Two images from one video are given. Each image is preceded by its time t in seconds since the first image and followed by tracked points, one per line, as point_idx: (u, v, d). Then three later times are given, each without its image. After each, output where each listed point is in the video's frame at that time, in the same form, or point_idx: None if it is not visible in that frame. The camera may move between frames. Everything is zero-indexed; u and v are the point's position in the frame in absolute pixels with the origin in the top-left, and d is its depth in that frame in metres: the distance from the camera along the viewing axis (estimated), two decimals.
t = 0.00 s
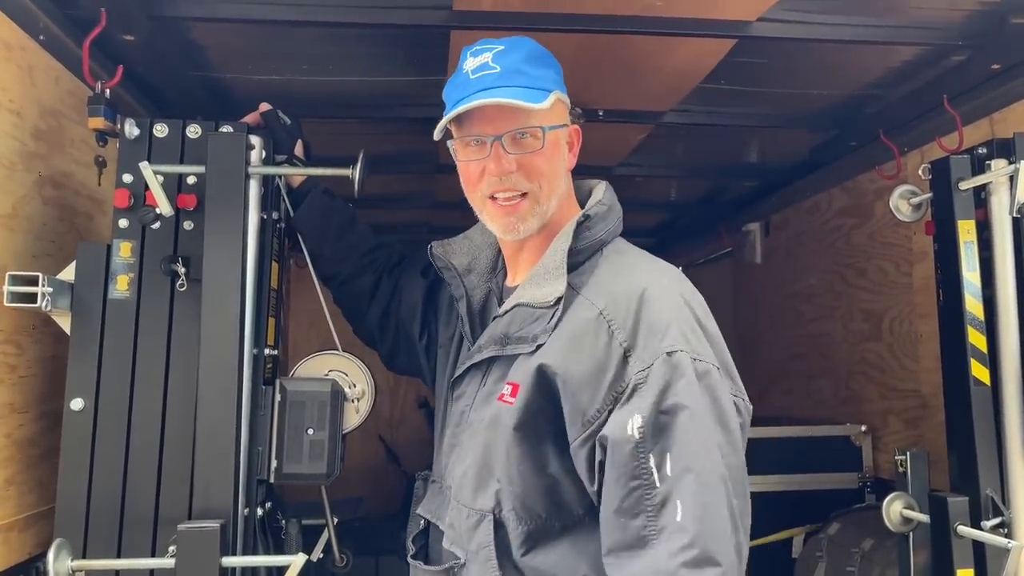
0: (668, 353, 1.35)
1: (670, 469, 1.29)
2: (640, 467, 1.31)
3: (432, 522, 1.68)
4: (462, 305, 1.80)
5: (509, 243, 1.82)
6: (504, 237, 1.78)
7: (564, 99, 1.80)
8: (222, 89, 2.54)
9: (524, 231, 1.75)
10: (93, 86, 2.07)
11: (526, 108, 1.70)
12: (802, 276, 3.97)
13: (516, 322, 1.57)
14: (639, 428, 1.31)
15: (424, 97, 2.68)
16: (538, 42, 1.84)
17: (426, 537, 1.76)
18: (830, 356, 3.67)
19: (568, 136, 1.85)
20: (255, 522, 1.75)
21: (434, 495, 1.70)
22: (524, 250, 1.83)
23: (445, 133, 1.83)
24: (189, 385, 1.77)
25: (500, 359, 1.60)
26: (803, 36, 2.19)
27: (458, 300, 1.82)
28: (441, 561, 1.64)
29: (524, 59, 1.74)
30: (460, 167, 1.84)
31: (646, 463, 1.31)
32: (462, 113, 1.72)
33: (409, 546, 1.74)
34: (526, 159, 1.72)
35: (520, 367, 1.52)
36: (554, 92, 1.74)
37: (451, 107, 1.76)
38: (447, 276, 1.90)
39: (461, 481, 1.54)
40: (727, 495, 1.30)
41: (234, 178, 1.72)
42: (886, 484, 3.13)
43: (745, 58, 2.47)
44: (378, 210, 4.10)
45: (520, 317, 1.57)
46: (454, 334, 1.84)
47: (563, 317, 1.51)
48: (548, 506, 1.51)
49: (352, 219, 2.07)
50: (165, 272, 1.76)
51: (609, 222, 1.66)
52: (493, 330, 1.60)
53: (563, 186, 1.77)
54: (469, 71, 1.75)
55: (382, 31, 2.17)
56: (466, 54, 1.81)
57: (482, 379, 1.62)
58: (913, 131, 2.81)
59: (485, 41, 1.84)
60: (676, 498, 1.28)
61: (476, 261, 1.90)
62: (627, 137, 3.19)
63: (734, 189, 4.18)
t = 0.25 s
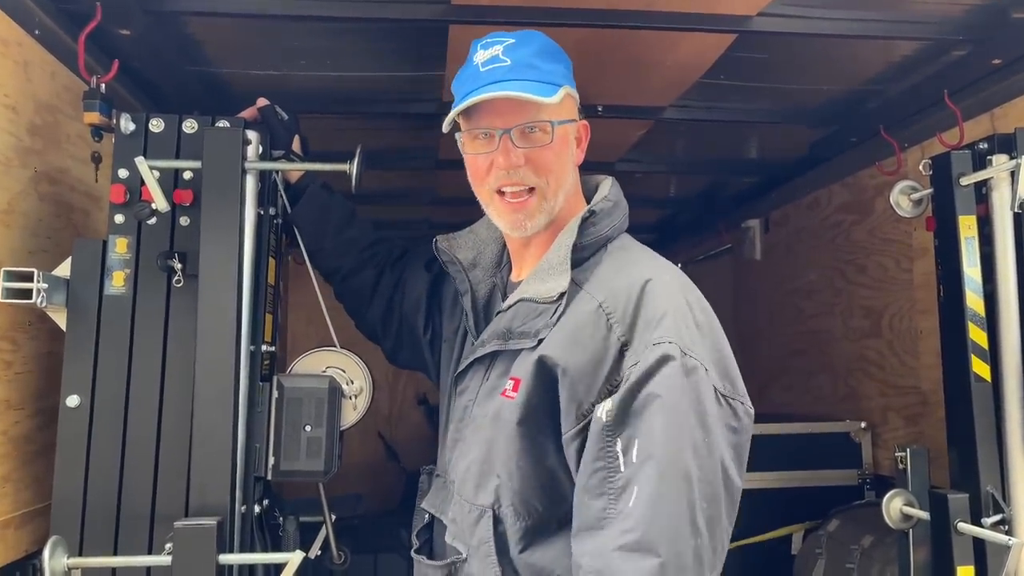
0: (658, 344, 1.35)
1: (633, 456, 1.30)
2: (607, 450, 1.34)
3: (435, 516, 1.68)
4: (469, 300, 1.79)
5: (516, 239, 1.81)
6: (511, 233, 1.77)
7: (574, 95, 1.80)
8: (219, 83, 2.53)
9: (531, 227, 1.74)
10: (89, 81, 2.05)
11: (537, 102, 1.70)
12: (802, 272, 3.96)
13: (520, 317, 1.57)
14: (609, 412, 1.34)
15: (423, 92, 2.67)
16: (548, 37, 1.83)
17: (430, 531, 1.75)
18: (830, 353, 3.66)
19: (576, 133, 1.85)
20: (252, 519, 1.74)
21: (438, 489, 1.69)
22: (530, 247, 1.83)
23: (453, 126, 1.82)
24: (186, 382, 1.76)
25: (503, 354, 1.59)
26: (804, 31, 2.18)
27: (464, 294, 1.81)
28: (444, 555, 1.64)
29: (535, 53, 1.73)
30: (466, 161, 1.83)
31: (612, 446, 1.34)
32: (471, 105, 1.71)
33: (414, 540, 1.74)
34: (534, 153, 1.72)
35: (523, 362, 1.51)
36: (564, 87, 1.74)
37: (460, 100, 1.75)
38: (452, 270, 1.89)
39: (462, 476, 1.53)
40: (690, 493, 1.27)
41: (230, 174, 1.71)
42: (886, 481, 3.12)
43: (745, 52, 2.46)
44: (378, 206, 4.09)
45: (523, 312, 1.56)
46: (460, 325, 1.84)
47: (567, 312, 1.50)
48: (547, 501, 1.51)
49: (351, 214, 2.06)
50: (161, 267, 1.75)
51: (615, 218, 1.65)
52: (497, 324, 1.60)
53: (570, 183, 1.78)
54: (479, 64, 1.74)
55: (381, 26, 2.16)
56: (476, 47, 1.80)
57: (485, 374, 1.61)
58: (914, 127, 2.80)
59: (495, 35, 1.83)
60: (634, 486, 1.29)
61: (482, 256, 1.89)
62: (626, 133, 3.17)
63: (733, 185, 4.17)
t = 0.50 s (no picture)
0: (692, 310, 1.30)
1: (683, 423, 1.26)
2: (652, 419, 1.28)
3: (436, 482, 1.63)
4: (472, 262, 1.74)
5: (527, 197, 1.77)
6: (523, 189, 1.73)
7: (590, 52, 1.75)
8: (205, 36, 2.44)
9: (545, 184, 1.71)
10: (69, 28, 1.97)
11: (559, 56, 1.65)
12: (796, 246, 3.93)
13: (536, 276, 1.52)
14: (654, 380, 1.28)
15: (416, 51, 2.59)
16: None
17: (427, 498, 1.71)
18: (823, 327, 3.64)
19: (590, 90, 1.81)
20: (237, 485, 1.70)
21: (438, 454, 1.65)
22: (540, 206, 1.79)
23: (465, 78, 1.76)
24: (169, 342, 1.70)
25: (516, 316, 1.55)
26: None
27: (468, 254, 1.77)
28: (449, 522, 1.59)
29: (556, 7, 1.68)
30: (477, 113, 1.77)
31: (658, 415, 1.28)
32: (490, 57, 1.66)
33: (411, 505, 1.69)
34: (552, 109, 1.67)
35: (545, 323, 1.47)
36: (584, 42, 1.69)
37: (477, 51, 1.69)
38: (455, 228, 1.84)
39: (478, 440, 1.49)
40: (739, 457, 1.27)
41: (215, 126, 1.63)
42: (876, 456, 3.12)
43: (749, 16, 2.40)
44: (367, 171, 4.01)
45: (541, 272, 1.52)
46: (457, 284, 1.78)
47: (590, 273, 1.46)
48: (568, 467, 1.47)
49: (341, 173, 1.99)
50: (143, 223, 1.67)
51: (630, 178, 1.62)
52: (511, 285, 1.55)
53: (584, 140, 1.74)
54: (498, 15, 1.69)
55: None
56: None
57: (494, 338, 1.58)
58: (917, 97, 2.75)
59: None
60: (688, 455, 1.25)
61: (484, 215, 1.84)
62: (623, 98, 3.11)
63: (729, 156, 4.12)
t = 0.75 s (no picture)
0: (715, 316, 1.32)
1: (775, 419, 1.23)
2: (745, 419, 1.22)
3: (431, 485, 1.64)
4: (468, 263, 1.74)
5: (525, 198, 1.77)
6: (520, 190, 1.73)
7: (592, 55, 1.76)
8: (204, 39, 2.44)
9: (543, 186, 1.71)
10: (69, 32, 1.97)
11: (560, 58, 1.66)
12: (796, 248, 3.93)
13: (538, 284, 1.51)
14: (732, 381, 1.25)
15: (416, 54, 2.60)
16: None
17: (423, 501, 1.72)
18: (823, 329, 3.64)
19: (591, 93, 1.81)
20: (236, 489, 1.70)
21: (433, 457, 1.66)
22: (538, 208, 1.80)
23: (466, 78, 1.76)
24: (168, 345, 1.70)
25: (515, 322, 1.54)
26: None
27: (464, 257, 1.76)
28: (444, 527, 1.59)
29: (557, 7, 1.69)
30: (476, 113, 1.77)
31: (748, 414, 1.23)
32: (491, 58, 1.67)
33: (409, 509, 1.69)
34: (552, 112, 1.67)
35: (547, 331, 1.46)
36: (586, 45, 1.70)
37: (478, 52, 1.70)
38: (452, 229, 1.84)
39: (474, 446, 1.49)
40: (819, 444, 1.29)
41: (214, 129, 1.63)
42: (876, 458, 3.09)
43: (748, 19, 2.40)
44: (367, 173, 4.01)
45: (542, 279, 1.51)
46: (452, 284, 1.79)
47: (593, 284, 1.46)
48: (569, 475, 1.46)
49: (340, 175, 2.00)
50: (142, 227, 1.67)
51: (631, 186, 1.63)
52: (511, 291, 1.53)
53: (584, 144, 1.74)
54: (499, 16, 1.69)
55: None
56: None
57: (491, 344, 1.57)
58: (916, 100, 2.75)
59: None
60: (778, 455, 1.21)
61: (480, 217, 1.84)
62: (623, 101, 3.11)
63: (728, 158, 4.12)
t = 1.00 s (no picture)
0: (728, 302, 1.33)
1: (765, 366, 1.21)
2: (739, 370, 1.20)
3: (430, 491, 1.64)
4: (470, 267, 1.74)
5: (528, 204, 1.78)
6: (524, 197, 1.74)
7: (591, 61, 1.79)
8: (204, 43, 2.45)
9: (547, 192, 1.72)
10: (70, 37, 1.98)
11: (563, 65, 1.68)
12: (795, 251, 3.94)
13: (547, 287, 1.53)
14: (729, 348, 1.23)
15: (415, 59, 2.61)
16: None
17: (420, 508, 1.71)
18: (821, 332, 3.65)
19: (591, 100, 1.82)
20: (235, 492, 1.70)
21: (432, 463, 1.65)
22: (540, 215, 1.80)
23: (467, 86, 1.77)
24: (167, 349, 1.70)
25: (522, 326, 1.56)
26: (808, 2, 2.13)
27: (465, 261, 1.77)
28: (445, 533, 1.59)
29: (559, 14, 1.71)
30: (477, 119, 1.77)
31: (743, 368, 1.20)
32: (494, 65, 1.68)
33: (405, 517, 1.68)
34: (555, 118, 1.68)
35: (558, 336, 1.49)
36: (586, 51, 1.73)
37: (480, 59, 1.71)
38: (452, 234, 1.85)
39: (482, 450, 1.50)
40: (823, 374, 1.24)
41: (213, 133, 1.64)
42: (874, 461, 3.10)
43: (745, 24, 2.42)
44: (367, 177, 4.02)
45: (551, 283, 1.53)
46: (450, 281, 1.80)
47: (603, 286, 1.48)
48: (579, 480, 1.46)
49: (338, 180, 2.00)
50: (143, 232, 1.68)
51: (634, 190, 1.68)
52: (519, 295, 1.55)
53: (586, 150, 1.75)
54: (501, 22, 1.71)
55: None
56: (494, 5, 1.76)
57: (496, 348, 1.58)
58: (913, 104, 2.76)
59: None
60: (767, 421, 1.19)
61: (479, 221, 1.85)
62: (621, 105, 3.12)
63: (727, 162, 4.13)
